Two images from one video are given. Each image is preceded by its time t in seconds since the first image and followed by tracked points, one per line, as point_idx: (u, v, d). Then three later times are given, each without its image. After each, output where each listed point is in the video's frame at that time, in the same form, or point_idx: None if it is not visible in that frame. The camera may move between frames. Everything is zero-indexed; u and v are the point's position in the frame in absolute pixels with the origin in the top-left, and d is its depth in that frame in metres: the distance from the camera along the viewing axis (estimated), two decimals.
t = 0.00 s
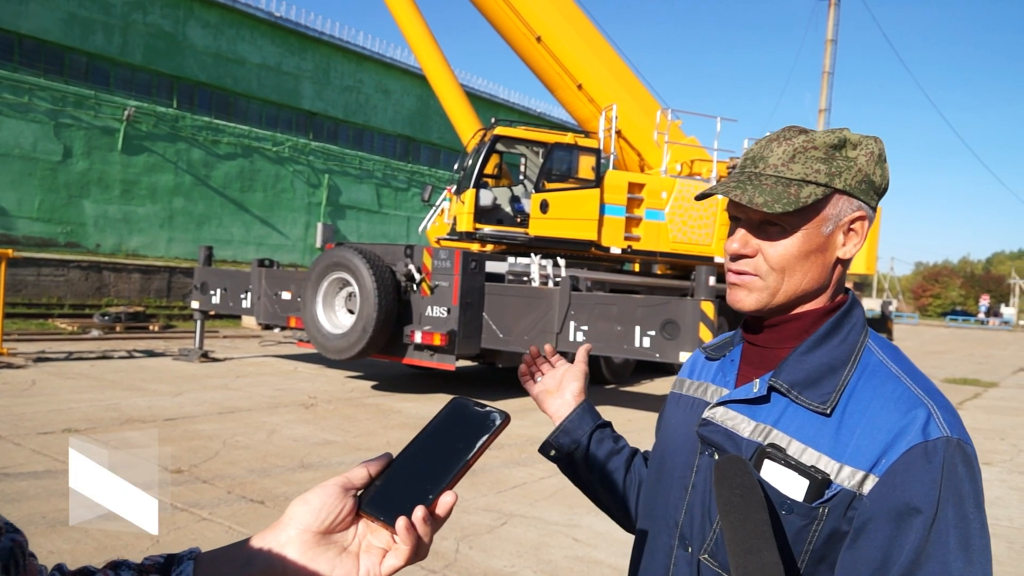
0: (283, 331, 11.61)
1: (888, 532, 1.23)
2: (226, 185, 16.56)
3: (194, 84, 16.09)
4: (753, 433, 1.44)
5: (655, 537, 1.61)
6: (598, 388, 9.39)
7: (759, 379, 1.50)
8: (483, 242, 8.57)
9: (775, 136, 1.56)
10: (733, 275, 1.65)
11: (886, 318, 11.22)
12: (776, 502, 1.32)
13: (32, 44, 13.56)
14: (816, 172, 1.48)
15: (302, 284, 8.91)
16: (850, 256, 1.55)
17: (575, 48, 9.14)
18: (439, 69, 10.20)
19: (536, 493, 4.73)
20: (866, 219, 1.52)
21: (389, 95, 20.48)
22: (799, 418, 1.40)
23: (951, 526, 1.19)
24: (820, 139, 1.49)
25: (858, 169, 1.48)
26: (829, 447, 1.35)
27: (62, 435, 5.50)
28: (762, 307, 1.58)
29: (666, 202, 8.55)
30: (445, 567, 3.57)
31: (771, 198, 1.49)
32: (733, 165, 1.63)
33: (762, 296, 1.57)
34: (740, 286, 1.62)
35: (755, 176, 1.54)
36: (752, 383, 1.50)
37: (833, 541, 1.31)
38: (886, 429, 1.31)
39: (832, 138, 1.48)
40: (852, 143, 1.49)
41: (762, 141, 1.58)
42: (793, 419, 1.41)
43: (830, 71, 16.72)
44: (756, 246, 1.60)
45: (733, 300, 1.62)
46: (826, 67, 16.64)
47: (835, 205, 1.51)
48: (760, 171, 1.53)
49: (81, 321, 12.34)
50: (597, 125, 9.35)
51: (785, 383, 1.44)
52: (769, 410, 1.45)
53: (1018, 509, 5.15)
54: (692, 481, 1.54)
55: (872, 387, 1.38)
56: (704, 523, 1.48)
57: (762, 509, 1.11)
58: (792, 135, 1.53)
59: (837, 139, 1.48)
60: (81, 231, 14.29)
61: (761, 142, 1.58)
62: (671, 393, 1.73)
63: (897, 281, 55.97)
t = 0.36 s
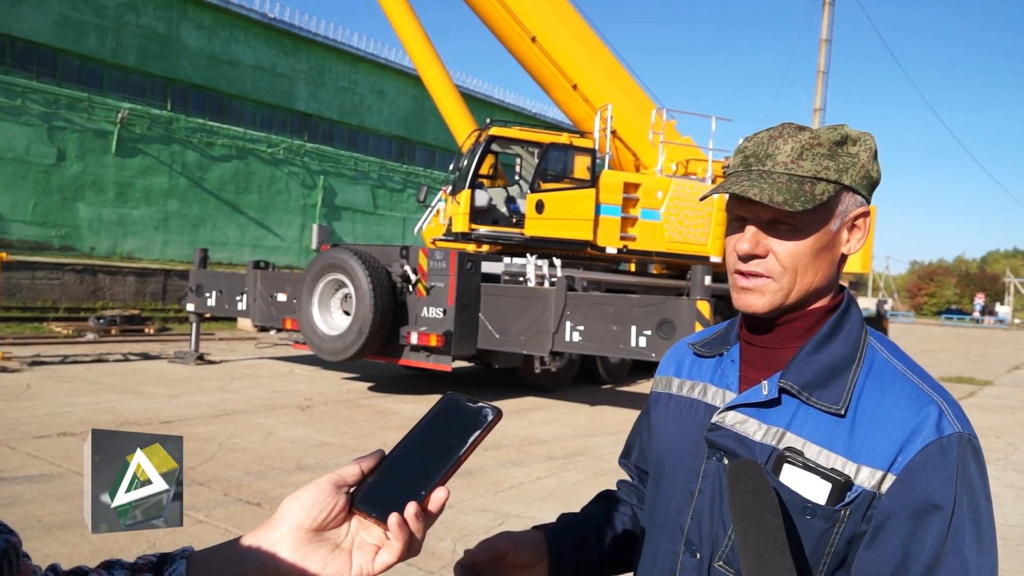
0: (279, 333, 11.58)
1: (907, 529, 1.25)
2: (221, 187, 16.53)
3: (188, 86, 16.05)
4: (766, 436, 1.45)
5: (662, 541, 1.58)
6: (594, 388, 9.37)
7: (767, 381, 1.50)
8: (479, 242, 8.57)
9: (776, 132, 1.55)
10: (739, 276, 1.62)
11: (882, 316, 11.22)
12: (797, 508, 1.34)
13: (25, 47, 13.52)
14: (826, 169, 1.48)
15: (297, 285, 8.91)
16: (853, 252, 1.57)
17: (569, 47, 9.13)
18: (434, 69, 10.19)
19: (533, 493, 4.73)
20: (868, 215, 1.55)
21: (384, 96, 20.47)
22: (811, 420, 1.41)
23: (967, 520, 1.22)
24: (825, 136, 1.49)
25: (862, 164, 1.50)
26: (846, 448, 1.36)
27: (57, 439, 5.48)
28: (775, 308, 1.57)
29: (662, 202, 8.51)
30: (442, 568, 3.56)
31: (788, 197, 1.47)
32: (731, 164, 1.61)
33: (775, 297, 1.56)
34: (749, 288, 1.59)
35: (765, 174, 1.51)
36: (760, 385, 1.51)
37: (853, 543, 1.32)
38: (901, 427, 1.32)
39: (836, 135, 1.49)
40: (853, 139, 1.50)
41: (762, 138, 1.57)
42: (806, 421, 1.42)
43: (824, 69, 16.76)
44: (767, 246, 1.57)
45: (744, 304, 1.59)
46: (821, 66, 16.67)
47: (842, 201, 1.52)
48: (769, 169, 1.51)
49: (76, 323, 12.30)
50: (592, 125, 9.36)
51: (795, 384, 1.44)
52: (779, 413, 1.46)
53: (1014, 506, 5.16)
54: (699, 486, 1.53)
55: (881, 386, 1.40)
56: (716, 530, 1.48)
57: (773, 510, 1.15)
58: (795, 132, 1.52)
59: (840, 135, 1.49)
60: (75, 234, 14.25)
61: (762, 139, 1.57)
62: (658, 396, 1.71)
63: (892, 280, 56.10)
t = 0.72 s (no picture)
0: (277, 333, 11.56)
1: (912, 500, 1.35)
2: (219, 187, 16.52)
3: (186, 86, 16.05)
4: (771, 434, 1.45)
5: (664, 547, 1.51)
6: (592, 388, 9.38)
7: (763, 378, 1.50)
8: (477, 242, 8.57)
9: (743, 132, 1.58)
10: (711, 274, 1.61)
11: (879, 317, 11.23)
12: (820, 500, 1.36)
13: (22, 47, 13.52)
14: (796, 166, 1.52)
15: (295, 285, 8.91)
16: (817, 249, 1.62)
17: (567, 47, 9.14)
18: (432, 69, 10.18)
19: (531, 493, 4.73)
20: (832, 212, 1.61)
21: (382, 96, 20.48)
22: (812, 412, 1.45)
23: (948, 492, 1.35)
24: (792, 134, 1.54)
25: (826, 162, 1.55)
26: (848, 436, 1.42)
27: (55, 438, 5.47)
28: (751, 303, 1.56)
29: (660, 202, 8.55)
30: (439, 567, 3.56)
31: (765, 193, 1.49)
32: (700, 163, 1.62)
33: (752, 292, 1.55)
34: (724, 286, 1.58)
35: (740, 172, 1.52)
36: (758, 382, 1.50)
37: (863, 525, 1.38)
38: (893, 409, 1.42)
39: (802, 133, 1.54)
40: (816, 138, 1.56)
41: (729, 138, 1.59)
42: (807, 414, 1.45)
43: (821, 70, 16.78)
44: (741, 244, 1.57)
45: (721, 302, 1.57)
46: (818, 66, 16.70)
47: (810, 198, 1.56)
48: (743, 167, 1.53)
49: (74, 323, 12.29)
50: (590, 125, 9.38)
51: (793, 378, 1.47)
52: (781, 410, 1.47)
53: (1010, 508, 5.17)
54: (698, 490, 1.49)
55: (865, 374, 1.50)
56: (723, 534, 1.45)
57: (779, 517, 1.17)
58: (763, 131, 1.55)
59: (805, 133, 1.54)
60: (73, 234, 14.23)
61: (731, 139, 1.58)
62: (628, 398, 1.62)
63: (890, 281, 56.22)
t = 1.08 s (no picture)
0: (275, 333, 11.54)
1: (869, 481, 1.39)
2: (217, 186, 16.51)
3: (183, 86, 16.03)
4: (734, 421, 1.47)
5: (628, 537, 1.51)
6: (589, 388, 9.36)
7: (725, 367, 1.53)
8: (475, 242, 8.55)
9: (699, 129, 1.59)
10: (671, 268, 1.61)
11: (878, 317, 11.23)
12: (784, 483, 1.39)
13: (20, 47, 13.49)
14: (751, 162, 1.54)
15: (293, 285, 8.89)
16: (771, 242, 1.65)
17: (564, 46, 9.13)
18: (429, 69, 10.17)
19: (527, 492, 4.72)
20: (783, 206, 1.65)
21: (380, 96, 20.47)
22: (772, 400, 1.48)
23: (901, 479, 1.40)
24: (744, 131, 1.56)
25: (776, 158, 1.58)
26: (807, 424, 1.45)
27: (52, 438, 5.46)
28: (711, 296, 1.58)
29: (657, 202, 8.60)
30: (436, 567, 3.54)
31: (724, 188, 1.50)
32: (656, 161, 1.62)
33: (712, 285, 1.57)
34: (685, 279, 1.59)
35: (699, 169, 1.53)
36: (720, 371, 1.52)
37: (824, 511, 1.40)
38: (849, 396, 1.46)
39: (753, 130, 1.56)
40: (767, 135, 1.59)
41: (685, 135, 1.60)
42: (767, 402, 1.48)
43: (819, 69, 16.80)
44: (701, 239, 1.58)
45: (683, 296, 1.58)
46: (816, 66, 16.71)
47: (764, 193, 1.59)
48: (701, 163, 1.54)
49: (72, 323, 12.25)
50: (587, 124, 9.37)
51: (754, 366, 1.49)
52: (742, 398, 1.49)
53: (1007, 507, 5.17)
54: (663, 480, 1.50)
55: (819, 361, 1.53)
56: (689, 521, 1.47)
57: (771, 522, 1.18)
58: (718, 128, 1.57)
59: (757, 131, 1.56)
60: (71, 234, 14.21)
61: (687, 136, 1.59)
62: (590, 393, 1.63)
63: (888, 281, 56.26)
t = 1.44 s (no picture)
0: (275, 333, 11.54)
1: (847, 466, 1.40)
2: (216, 186, 16.50)
3: (182, 87, 16.03)
4: (713, 412, 1.47)
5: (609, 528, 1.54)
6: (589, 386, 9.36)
7: (704, 358, 1.52)
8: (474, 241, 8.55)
9: (693, 125, 1.58)
10: (664, 262, 1.60)
11: (878, 314, 11.24)
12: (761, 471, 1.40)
13: (18, 48, 13.48)
14: (746, 160, 1.54)
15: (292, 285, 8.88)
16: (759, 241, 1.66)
17: (562, 44, 9.13)
18: (428, 68, 10.16)
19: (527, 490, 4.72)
20: (772, 204, 1.66)
21: (378, 95, 20.47)
22: (752, 390, 1.47)
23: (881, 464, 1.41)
24: (739, 130, 1.56)
25: (768, 157, 1.59)
26: (786, 413, 1.45)
27: (53, 439, 5.46)
28: (704, 292, 1.57)
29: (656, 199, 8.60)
30: (438, 566, 3.55)
31: (721, 184, 1.50)
32: (650, 154, 1.61)
33: (704, 280, 1.57)
34: (678, 273, 1.58)
35: (695, 164, 1.53)
36: (699, 363, 1.52)
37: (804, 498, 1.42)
38: (828, 383, 1.46)
39: (747, 129, 1.57)
40: (759, 135, 1.59)
41: (679, 129, 1.59)
42: (747, 393, 1.47)
43: (818, 66, 16.82)
44: (695, 234, 1.58)
45: (677, 290, 1.58)
46: (815, 63, 16.74)
47: (755, 191, 1.59)
48: (698, 159, 1.53)
49: (72, 324, 12.26)
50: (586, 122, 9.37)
51: (733, 358, 1.48)
52: (722, 388, 1.48)
53: (1008, 503, 5.18)
54: (646, 472, 1.52)
55: (801, 350, 1.53)
56: (670, 511, 1.49)
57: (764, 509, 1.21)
58: (713, 125, 1.57)
59: (751, 130, 1.57)
60: (70, 235, 14.21)
61: (683, 130, 1.58)
62: (577, 388, 1.64)
63: (888, 278, 56.29)
